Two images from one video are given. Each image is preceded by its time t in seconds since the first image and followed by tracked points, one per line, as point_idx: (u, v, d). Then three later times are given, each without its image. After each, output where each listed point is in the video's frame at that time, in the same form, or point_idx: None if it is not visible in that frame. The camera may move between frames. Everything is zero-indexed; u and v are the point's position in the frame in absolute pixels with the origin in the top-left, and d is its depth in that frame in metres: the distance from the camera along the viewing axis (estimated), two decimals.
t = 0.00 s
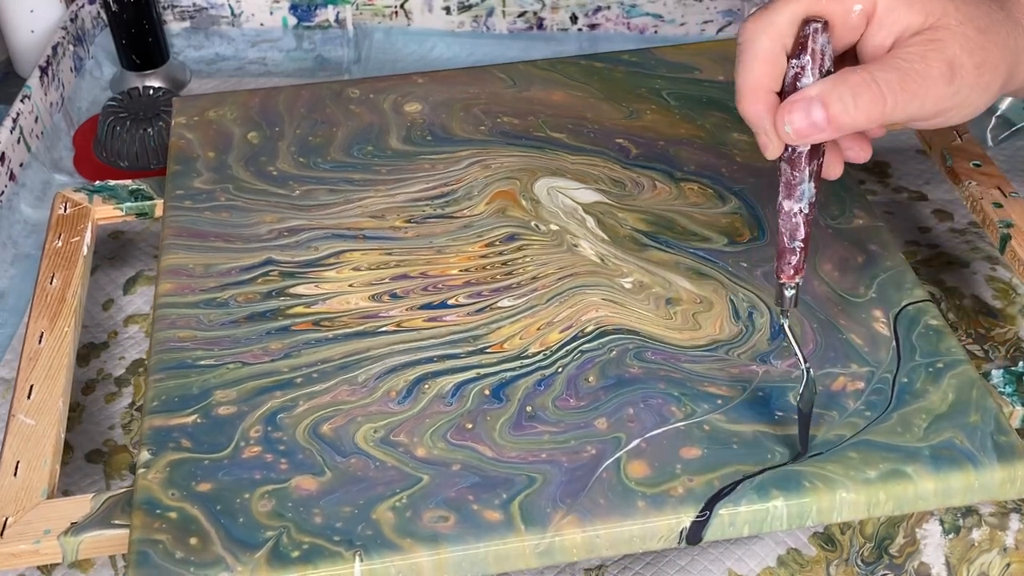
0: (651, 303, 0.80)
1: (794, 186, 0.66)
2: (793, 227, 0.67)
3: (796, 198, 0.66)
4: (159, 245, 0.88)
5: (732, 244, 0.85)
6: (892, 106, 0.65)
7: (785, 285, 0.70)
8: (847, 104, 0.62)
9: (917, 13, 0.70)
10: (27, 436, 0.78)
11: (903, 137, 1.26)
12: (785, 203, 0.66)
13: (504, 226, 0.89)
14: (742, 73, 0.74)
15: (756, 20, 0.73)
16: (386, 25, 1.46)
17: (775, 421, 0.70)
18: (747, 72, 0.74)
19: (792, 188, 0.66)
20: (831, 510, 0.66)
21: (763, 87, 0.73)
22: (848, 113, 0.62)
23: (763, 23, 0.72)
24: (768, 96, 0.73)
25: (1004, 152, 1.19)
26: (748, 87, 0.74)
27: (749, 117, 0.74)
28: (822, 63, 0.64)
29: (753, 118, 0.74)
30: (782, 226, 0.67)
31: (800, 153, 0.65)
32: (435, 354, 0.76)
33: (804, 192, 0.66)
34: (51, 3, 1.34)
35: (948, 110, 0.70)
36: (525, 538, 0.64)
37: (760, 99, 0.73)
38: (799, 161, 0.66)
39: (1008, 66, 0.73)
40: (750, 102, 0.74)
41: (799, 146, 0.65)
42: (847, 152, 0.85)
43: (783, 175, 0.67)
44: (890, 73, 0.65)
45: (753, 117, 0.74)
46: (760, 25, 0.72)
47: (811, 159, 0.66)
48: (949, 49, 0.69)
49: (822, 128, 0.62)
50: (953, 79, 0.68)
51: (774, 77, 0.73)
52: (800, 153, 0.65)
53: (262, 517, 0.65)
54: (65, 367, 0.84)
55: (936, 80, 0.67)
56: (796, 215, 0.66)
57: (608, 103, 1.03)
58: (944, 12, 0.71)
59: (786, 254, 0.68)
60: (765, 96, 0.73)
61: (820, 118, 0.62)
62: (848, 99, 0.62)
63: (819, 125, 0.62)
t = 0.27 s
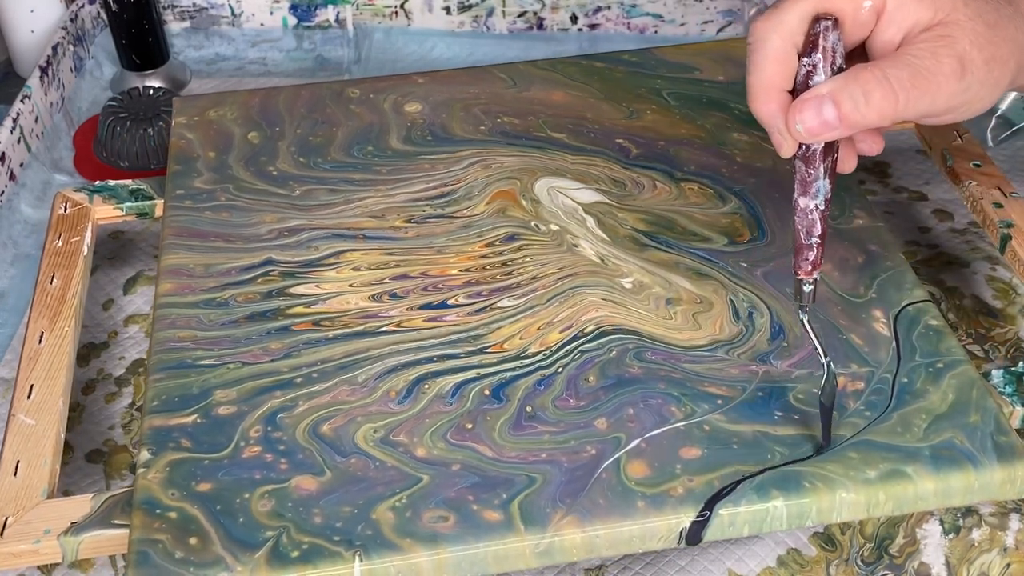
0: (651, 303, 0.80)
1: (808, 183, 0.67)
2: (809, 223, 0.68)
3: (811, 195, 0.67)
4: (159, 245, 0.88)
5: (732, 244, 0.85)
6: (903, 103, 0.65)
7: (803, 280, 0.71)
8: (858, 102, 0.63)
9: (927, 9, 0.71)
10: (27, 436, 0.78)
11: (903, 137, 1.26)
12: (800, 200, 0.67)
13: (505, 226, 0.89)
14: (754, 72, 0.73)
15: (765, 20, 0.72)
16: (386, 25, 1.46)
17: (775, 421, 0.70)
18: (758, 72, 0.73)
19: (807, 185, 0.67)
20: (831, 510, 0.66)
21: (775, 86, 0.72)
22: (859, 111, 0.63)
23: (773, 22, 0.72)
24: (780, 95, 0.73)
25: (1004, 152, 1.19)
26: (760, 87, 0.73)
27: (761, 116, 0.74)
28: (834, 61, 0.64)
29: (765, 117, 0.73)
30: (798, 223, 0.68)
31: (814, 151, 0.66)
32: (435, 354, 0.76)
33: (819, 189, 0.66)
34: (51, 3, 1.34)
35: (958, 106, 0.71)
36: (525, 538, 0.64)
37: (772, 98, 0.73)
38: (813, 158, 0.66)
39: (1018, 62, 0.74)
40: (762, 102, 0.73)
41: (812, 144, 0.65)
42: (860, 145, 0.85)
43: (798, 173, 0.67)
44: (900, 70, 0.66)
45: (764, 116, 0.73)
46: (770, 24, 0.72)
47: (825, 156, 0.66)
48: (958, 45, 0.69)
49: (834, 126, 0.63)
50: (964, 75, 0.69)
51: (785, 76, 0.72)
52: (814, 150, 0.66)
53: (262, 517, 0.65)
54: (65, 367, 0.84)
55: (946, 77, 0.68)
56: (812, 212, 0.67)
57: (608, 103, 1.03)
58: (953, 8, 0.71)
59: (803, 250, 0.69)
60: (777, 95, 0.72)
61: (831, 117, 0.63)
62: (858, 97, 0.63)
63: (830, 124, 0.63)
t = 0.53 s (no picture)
0: (651, 303, 0.80)
1: (818, 184, 0.68)
2: (819, 223, 0.68)
3: (820, 196, 0.67)
4: (159, 245, 0.88)
5: (732, 244, 0.85)
6: (911, 103, 0.66)
7: (814, 278, 0.72)
8: (866, 103, 0.63)
9: (932, 9, 0.72)
10: (27, 435, 0.78)
11: (903, 137, 1.26)
12: (810, 201, 0.68)
13: (505, 226, 0.89)
14: (760, 74, 0.73)
15: (771, 21, 0.72)
16: (386, 25, 1.46)
17: (774, 421, 0.70)
18: (765, 73, 0.73)
19: (816, 185, 0.68)
20: (831, 511, 0.66)
21: (782, 88, 0.72)
22: (867, 111, 0.63)
23: (779, 23, 0.72)
24: (787, 97, 0.72)
25: (1004, 152, 1.19)
26: (767, 89, 0.73)
27: (768, 118, 0.74)
28: (841, 61, 0.65)
29: (773, 120, 0.73)
30: (809, 223, 0.69)
31: (823, 151, 0.66)
32: (435, 354, 0.76)
33: (828, 189, 0.67)
34: (51, 3, 1.34)
35: (965, 106, 0.71)
36: (524, 538, 0.64)
37: (779, 100, 0.72)
38: (823, 159, 0.67)
39: None
40: (769, 104, 0.73)
41: (821, 145, 0.66)
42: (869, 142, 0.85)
43: (808, 173, 0.68)
44: (907, 70, 0.66)
45: (772, 118, 0.73)
46: (775, 25, 0.72)
47: (834, 156, 0.67)
48: (963, 45, 0.70)
49: (842, 127, 0.63)
50: (970, 74, 0.69)
51: (792, 78, 0.72)
52: (823, 151, 0.66)
53: (262, 517, 0.65)
54: (65, 367, 0.84)
55: (953, 77, 0.68)
56: (822, 212, 0.68)
57: (608, 103, 1.03)
58: (957, 8, 0.72)
59: (813, 250, 0.70)
60: (784, 97, 0.72)
61: (838, 118, 0.63)
62: (866, 97, 0.63)
63: (838, 125, 0.63)
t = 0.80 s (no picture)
0: (650, 303, 0.80)
1: (832, 179, 0.67)
2: (834, 219, 0.68)
3: (834, 191, 0.67)
4: (159, 245, 0.88)
5: (732, 244, 0.85)
6: (923, 100, 0.68)
7: (827, 276, 0.71)
8: (878, 100, 0.65)
9: (943, 5, 0.75)
10: (27, 435, 0.78)
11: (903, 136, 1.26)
12: (824, 197, 0.67)
13: (505, 226, 0.89)
14: (774, 73, 0.75)
15: (783, 20, 0.74)
16: (386, 24, 1.46)
17: (774, 421, 0.70)
18: (779, 72, 0.75)
19: (830, 181, 0.67)
20: (831, 511, 0.66)
21: (795, 85, 0.74)
22: (879, 108, 0.65)
23: (790, 22, 0.74)
24: (800, 94, 0.74)
25: (1004, 152, 1.19)
26: (780, 86, 0.75)
27: (781, 115, 0.76)
28: (853, 57, 0.66)
29: (787, 117, 0.75)
30: (822, 219, 0.68)
31: (837, 148, 0.67)
32: (435, 354, 0.76)
33: (842, 185, 0.67)
34: (51, 3, 1.34)
35: (975, 101, 0.74)
36: (524, 538, 0.64)
37: (792, 98, 0.74)
38: (836, 156, 0.67)
39: None
40: (782, 101, 0.75)
41: (834, 142, 0.66)
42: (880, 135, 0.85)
43: (821, 170, 0.68)
44: (920, 67, 0.69)
45: (785, 115, 0.75)
46: (788, 24, 0.74)
47: (847, 153, 0.67)
48: (973, 42, 0.73)
49: (854, 125, 0.65)
50: (981, 71, 0.72)
51: (806, 76, 0.74)
52: (836, 148, 0.67)
53: (261, 517, 0.65)
54: (65, 366, 0.84)
55: (963, 73, 0.71)
56: (836, 208, 0.67)
57: (608, 103, 1.03)
58: (968, 5, 0.75)
59: (827, 246, 0.69)
60: (798, 94, 0.74)
61: (851, 115, 0.64)
62: (878, 95, 0.65)
63: (851, 122, 0.65)
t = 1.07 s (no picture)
0: (650, 303, 0.80)
1: (838, 179, 0.70)
2: (840, 217, 0.70)
3: (841, 190, 0.70)
4: (159, 245, 0.88)
5: (732, 244, 0.85)
6: (929, 99, 0.68)
7: (835, 272, 0.74)
8: (884, 100, 0.66)
9: (949, 3, 0.74)
10: (27, 435, 0.78)
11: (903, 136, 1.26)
12: (831, 196, 0.70)
13: (505, 226, 0.89)
14: (779, 74, 0.75)
15: (787, 21, 0.74)
16: (386, 25, 1.46)
17: (774, 421, 0.70)
18: (784, 73, 0.75)
19: (837, 180, 0.70)
20: (831, 511, 0.66)
21: (801, 86, 0.74)
22: (885, 108, 0.66)
23: (795, 23, 0.74)
24: (806, 94, 0.75)
25: (1004, 152, 1.19)
26: (786, 87, 0.75)
27: (787, 115, 0.76)
28: (859, 58, 0.67)
29: (793, 117, 0.76)
30: (830, 217, 0.71)
31: (843, 148, 0.69)
32: (435, 354, 0.76)
33: (849, 183, 0.70)
34: (51, 3, 1.34)
35: (982, 99, 0.74)
36: (524, 538, 0.64)
37: (798, 99, 0.75)
38: (843, 155, 0.69)
39: None
40: (789, 102, 0.75)
41: (841, 141, 0.69)
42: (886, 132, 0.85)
43: (828, 169, 0.71)
44: (926, 67, 0.69)
45: (792, 115, 0.76)
46: (792, 25, 0.74)
47: (853, 152, 0.69)
48: (979, 40, 0.73)
49: (860, 124, 0.66)
50: (987, 69, 0.72)
51: (811, 77, 0.74)
52: (842, 147, 0.69)
53: (261, 517, 0.65)
54: (65, 366, 0.84)
55: (969, 72, 0.71)
56: (842, 207, 0.70)
57: (608, 103, 1.03)
58: (972, 3, 0.75)
59: (835, 243, 0.72)
60: (804, 95, 0.74)
61: (857, 116, 0.66)
62: (883, 95, 0.66)
63: (856, 122, 0.66)
